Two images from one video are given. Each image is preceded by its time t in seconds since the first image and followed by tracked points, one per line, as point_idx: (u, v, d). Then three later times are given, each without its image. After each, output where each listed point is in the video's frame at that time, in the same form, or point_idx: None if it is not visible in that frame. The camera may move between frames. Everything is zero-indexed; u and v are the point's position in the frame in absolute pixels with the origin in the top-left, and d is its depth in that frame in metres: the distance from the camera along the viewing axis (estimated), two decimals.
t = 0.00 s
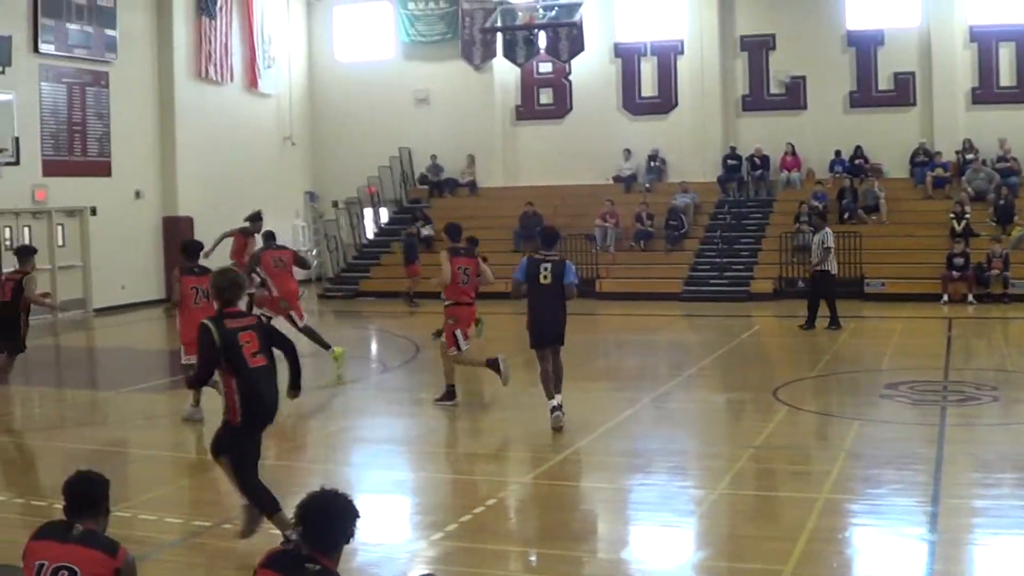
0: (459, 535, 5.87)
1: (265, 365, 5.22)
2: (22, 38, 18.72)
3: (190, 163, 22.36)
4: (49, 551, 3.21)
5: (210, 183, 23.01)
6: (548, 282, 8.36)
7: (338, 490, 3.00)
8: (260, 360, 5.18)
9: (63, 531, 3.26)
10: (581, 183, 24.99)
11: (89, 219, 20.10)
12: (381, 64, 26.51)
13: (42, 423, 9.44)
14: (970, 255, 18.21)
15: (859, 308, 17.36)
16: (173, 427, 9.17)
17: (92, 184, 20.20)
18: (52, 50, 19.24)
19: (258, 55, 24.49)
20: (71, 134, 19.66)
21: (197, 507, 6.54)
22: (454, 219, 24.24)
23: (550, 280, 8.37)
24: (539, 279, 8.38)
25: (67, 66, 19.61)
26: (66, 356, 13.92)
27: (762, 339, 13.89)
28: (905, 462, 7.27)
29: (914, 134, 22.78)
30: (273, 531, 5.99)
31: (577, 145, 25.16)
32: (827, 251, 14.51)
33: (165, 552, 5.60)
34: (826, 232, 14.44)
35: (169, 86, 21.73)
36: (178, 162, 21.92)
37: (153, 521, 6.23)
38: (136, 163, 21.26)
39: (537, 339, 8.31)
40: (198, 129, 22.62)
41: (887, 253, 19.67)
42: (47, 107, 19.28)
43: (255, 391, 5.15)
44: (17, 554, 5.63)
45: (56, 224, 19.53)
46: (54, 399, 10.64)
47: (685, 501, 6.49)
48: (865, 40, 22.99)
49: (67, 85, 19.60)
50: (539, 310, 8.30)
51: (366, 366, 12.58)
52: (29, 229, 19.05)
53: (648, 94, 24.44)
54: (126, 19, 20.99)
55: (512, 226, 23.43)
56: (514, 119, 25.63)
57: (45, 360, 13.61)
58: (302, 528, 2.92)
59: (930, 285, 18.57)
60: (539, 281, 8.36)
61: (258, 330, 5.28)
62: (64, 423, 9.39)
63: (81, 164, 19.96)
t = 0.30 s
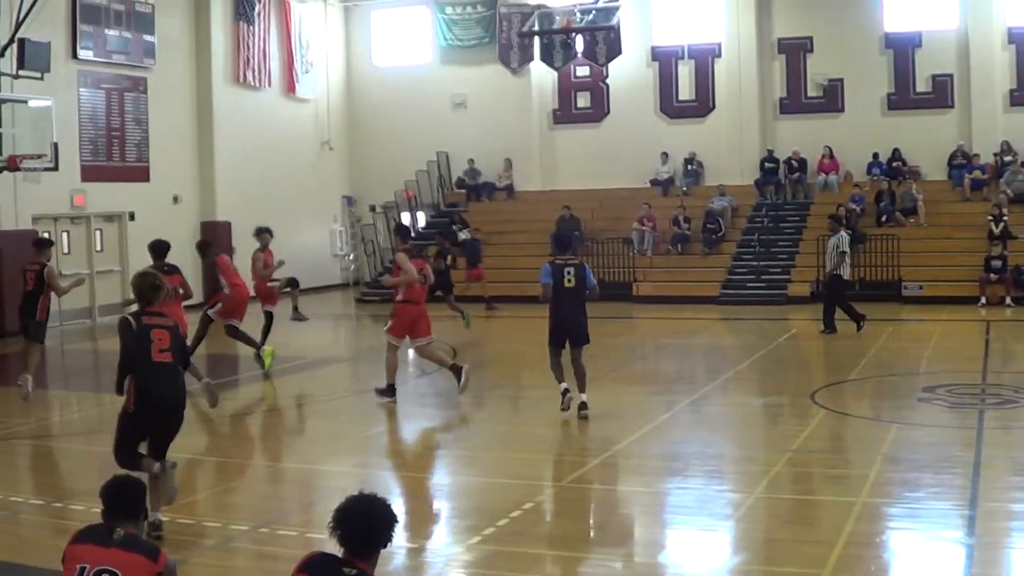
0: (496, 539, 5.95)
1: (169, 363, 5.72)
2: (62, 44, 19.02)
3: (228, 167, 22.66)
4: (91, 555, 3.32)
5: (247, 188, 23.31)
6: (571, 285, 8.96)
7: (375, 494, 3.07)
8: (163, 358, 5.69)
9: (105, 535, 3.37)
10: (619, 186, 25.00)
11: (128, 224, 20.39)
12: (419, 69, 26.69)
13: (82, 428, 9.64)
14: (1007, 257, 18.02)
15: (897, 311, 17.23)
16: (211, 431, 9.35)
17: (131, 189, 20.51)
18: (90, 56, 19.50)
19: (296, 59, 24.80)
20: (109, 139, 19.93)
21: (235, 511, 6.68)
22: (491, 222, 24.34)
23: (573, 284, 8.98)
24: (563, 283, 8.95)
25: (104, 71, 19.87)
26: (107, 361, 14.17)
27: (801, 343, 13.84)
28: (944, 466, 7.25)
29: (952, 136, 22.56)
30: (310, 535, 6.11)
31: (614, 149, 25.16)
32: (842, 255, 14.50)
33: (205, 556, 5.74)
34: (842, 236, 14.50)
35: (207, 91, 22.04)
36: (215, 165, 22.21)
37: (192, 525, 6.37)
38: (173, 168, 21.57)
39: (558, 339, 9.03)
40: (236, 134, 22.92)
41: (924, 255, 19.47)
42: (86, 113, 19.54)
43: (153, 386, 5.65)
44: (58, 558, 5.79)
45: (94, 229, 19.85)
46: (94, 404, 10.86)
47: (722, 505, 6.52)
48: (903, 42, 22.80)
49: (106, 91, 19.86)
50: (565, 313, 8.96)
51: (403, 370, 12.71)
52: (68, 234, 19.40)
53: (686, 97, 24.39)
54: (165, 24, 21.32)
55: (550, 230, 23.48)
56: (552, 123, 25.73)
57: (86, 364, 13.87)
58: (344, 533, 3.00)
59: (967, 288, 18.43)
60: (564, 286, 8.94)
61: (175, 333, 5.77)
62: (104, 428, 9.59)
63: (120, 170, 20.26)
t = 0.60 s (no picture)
0: (525, 541, 6.01)
1: (105, 352, 6.69)
2: (93, 47, 19.28)
3: (257, 170, 22.87)
4: (123, 555, 3.41)
5: (277, 191, 23.53)
6: (581, 287, 9.53)
7: (404, 496, 3.14)
8: (100, 347, 6.67)
9: (137, 536, 3.46)
10: (648, 189, 24.98)
11: (158, 227, 20.64)
12: (448, 73, 26.83)
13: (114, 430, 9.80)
14: None
15: (927, 314, 17.11)
16: (239, 433, 9.46)
17: (161, 192, 20.77)
18: (121, 59, 19.76)
19: (325, 63, 25.00)
20: (139, 142, 20.20)
21: (263, 513, 6.77)
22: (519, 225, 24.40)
23: (583, 285, 9.54)
24: (573, 285, 9.53)
25: (135, 75, 20.13)
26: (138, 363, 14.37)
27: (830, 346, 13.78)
28: (974, 470, 7.21)
29: (982, 138, 22.39)
30: (338, 537, 6.19)
31: (643, 152, 25.15)
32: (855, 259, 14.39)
33: (233, 557, 5.83)
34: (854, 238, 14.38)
35: (237, 94, 22.27)
36: (245, 168, 22.43)
37: (221, 526, 6.48)
38: (203, 171, 21.81)
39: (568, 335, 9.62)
40: (266, 137, 23.13)
41: (954, 258, 19.31)
42: (118, 117, 19.81)
43: (90, 369, 6.69)
44: (89, 558, 5.91)
45: (125, 232, 20.09)
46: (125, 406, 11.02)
47: (751, 508, 6.53)
48: (932, 44, 22.62)
49: (136, 94, 20.12)
50: (577, 313, 9.56)
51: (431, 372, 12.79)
52: (98, 237, 19.54)
53: (714, 100, 24.34)
54: (196, 28, 21.58)
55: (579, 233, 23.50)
56: (581, 125, 25.76)
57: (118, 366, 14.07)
58: (373, 534, 3.06)
59: (999, 291, 18.28)
60: (573, 288, 9.51)
61: (117, 326, 6.69)
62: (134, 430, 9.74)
63: (150, 173, 20.52)
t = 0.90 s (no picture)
0: (562, 546, 6.07)
1: (102, 342, 7.48)
2: (132, 54, 19.60)
3: (295, 176, 23.13)
4: (166, 559, 3.53)
5: (314, 196, 23.78)
6: (609, 285, 9.73)
7: (445, 502, 3.21)
8: (97, 336, 7.46)
9: (180, 541, 3.57)
10: (684, 194, 24.94)
11: (197, 231, 20.95)
12: (484, 78, 26.97)
13: (156, 433, 9.99)
14: None
15: (967, 318, 16.93)
16: (279, 437, 9.61)
17: (200, 197, 21.06)
18: (160, 65, 20.10)
19: (363, 69, 25.23)
20: (178, 148, 20.52)
21: (302, 517, 6.88)
22: (556, 230, 24.46)
23: (610, 283, 9.75)
24: (602, 284, 9.72)
25: (174, 81, 20.45)
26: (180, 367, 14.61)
27: (869, 350, 13.69)
28: (1013, 475, 7.17)
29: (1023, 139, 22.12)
30: (377, 541, 6.29)
31: (679, 156, 25.12)
32: (882, 263, 14.32)
33: (272, 560, 5.96)
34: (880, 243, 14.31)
35: (275, 99, 22.53)
36: (283, 173, 22.70)
37: (261, 530, 6.61)
38: (241, 176, 22.09)
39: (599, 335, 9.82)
40: (303, 143, 23.39)
41: (994, 261, 19.08)
42: (157, 123, 20.13)
43: (87, 359, 7.47)
44: (131, 560, 6.05)
45: (164, 236, 20.43)
46: (166, 409, 11.22)
47: (789, 513, 6.55)
48: (970, 46, 22.39)
49: (175, 100, 20.44)
50: (606, 311, 9.71)
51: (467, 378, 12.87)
52: (138, 241, 19.99)
53: (751, 103, 24.26)
54: (234, 34, 21.88)
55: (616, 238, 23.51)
56: (617, 129, 25.78)
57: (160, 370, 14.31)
58: (414, 539, 3.13)
59: None
60: (603, 286, 9.70)
61: (111, 315, 7.51)
62: (176, 433, 9.92)
63: (189, 178, 20.83)
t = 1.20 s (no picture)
0: (577, 552, 6.10)
1: (93, 367, 7.80)
2: (151, 60, 19.77)
3: (313, 182, 23.26)
4: (184, 564, 3.58)
5: (331, 202, 23.90)
6: (634, 294, 10.33)
7: (462, 508, 3.25)
8: (90, 362, 7.79)
9: (198, 546, 3.62)
10: (701, 201, 24.92)
11: (214, 237, 21.08)
12: (501, 85, 27.06)
13: (172, 438, 10.08)
14: None
15: (984, 326, 16.85)
16: (295, 442, 9.68)
17: (218, 203, 21.21)
18: (179, 71, 20.26)
19: (381, 75, 25.37)
20: (196, 154, 20.69)
21: (318, 522, 6.95)
22: (573, 236, 24.50)
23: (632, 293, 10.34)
24: (628, 294, 10.30)
25: (192, 87, 20.62)
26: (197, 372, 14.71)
27: (887, 358, 13.65)
28: None
29: None
30: (392, 547, 6.34)
31: (697, 163, 25.11)
32: (895, 270, 14.30)
33: (288, 565, 6.02)
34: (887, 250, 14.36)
35: (293, 105, 22.68)
36: (301, 179, 22.83)
37: (276, 535, 6.67)
38: (259, 182, 22.23)
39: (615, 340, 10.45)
40: (321, 148, 23.52)
41: (1012, 269, 18.97)
42: (175, 128, 20.30)
43: (78, 380, 7.82)
44: (147, 565, 6.12)
45: (182, 241, 20.59)
46: (183, 414, 11.31)
47: (805, 521, 6.56)
48: (988, 53, 22.33)
49: (194, 106, 20.60)
50: (633, 319, 10.31)
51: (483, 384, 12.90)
52: (155, 247, 20.16)
53: (769, 111, 24.23)
54: (253, 40, 22.04)
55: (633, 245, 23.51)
56: (635, 136, 25.78)
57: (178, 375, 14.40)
58: (431, 545, 3.17)
59: None
60: (630, 295, 10.28)
61: (106, 343, 7.79)
62: (193, 438, 10.01)
63: (207, 184, 20.98)
